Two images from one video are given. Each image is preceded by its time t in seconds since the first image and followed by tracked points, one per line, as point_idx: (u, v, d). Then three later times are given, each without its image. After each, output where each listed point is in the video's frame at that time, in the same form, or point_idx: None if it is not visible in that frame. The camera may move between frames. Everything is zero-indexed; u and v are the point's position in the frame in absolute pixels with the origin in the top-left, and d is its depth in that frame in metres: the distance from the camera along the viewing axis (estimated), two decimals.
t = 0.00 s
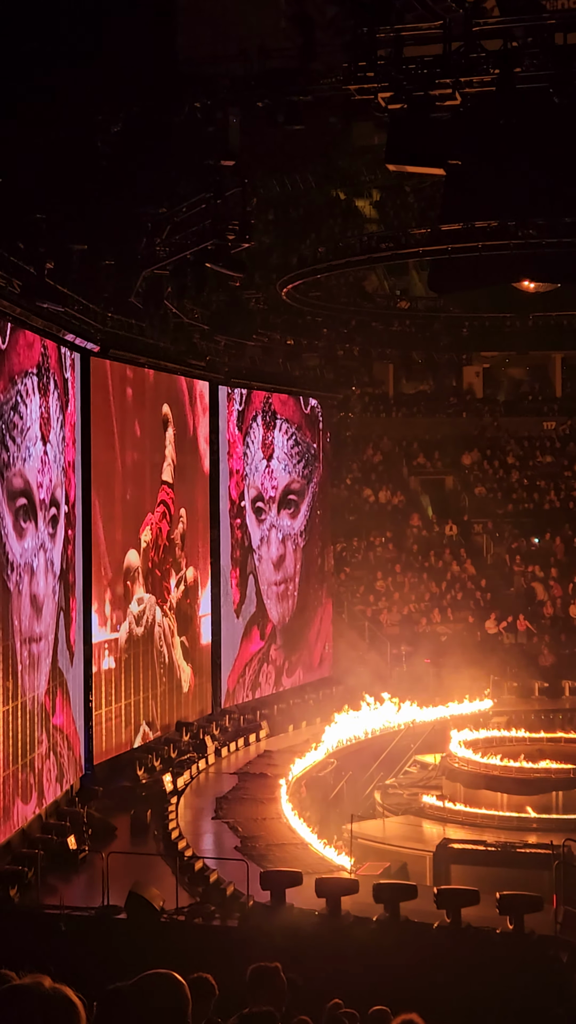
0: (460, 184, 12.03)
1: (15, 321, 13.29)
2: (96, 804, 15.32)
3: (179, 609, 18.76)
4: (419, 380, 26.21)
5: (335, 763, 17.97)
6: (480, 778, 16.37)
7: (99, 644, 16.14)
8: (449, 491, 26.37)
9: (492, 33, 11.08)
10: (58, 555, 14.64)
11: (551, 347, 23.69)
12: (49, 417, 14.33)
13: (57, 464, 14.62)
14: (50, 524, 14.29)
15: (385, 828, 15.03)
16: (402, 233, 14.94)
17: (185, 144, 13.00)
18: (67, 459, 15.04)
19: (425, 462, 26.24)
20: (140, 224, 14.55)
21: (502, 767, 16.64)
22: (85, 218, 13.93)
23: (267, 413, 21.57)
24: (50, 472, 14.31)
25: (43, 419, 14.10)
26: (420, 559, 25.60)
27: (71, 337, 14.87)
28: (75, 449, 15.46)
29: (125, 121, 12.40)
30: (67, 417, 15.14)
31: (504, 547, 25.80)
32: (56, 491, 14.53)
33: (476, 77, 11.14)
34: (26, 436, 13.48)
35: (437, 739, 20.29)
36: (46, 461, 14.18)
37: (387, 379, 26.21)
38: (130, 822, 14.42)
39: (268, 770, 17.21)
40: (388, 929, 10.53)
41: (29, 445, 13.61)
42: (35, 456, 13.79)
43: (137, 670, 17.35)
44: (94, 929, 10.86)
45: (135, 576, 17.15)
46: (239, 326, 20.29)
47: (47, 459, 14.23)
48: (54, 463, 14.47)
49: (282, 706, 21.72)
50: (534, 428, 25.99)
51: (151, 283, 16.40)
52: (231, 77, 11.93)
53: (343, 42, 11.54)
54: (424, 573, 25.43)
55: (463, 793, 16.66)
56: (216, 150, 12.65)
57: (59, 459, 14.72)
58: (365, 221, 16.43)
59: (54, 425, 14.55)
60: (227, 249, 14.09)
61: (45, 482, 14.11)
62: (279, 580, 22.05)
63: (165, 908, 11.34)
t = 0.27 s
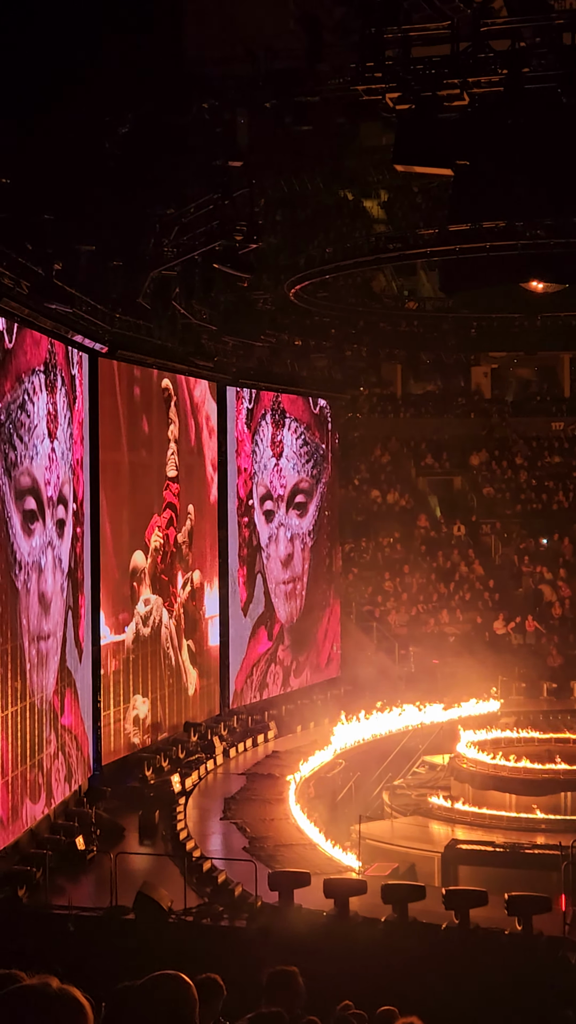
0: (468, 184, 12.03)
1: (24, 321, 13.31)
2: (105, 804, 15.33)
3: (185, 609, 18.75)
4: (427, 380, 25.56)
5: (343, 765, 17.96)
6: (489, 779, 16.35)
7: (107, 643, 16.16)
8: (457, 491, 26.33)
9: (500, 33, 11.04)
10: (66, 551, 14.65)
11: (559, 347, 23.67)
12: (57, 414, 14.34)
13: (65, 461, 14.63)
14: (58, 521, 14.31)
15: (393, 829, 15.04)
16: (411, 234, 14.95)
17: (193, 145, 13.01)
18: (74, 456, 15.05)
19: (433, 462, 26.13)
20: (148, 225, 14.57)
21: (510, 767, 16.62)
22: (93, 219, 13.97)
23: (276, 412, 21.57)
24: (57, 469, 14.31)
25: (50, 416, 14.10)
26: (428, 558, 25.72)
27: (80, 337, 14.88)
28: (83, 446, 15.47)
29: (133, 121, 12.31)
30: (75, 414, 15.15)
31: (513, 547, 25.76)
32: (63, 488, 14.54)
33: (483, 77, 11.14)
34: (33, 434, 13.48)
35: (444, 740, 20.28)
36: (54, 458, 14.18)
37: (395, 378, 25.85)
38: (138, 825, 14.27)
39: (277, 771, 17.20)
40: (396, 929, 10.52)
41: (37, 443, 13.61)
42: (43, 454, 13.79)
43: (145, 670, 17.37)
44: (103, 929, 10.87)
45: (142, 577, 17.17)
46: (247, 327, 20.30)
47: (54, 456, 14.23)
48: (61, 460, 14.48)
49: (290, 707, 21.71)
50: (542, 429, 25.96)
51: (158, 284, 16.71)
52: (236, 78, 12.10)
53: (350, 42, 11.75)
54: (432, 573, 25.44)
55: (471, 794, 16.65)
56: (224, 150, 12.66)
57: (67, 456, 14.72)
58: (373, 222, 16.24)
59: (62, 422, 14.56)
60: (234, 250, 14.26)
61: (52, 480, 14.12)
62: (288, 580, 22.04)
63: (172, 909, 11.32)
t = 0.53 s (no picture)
0: (478, 187, 12.02)
1: (34, 325, 13.40)
2: (115, 807, 15.35)
3: (193, 612, 18.76)
4: (437, 385, 25.62)
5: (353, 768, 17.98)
6: (499, 782, 16.36)
7: (117, 644, 16.19)
8: (467, 493, 26.04)
9: (510, 36, 10.97)
10: (75, 552, 14.68)
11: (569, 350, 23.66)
12: (65, 416, 14.37)
13: (74, 462, 14.66)
14: (67, 523, 14.34)
15: (403, 832, 15.04)
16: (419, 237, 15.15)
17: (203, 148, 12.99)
18: (84, 457, 15.07)
19: (443, 465, 26.02)
20: (158, 229, 14.60)
21: (520, 770, 16.62)
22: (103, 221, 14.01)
23: (286, 415, 21.59)
24: (67, 471, 14.34)
25: (59, 418, 14.13)
26: (438, 560, 25.75)
27: (90, 339, 14.92)
28: (92, 447, 15.51)
29: (142, 125, 12.38)
30: (84, 415, 15.19)
31: (522, 550, 25.75)
32: (73, 489, 14.57)
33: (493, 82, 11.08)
34: (42, 436, 13.51)
35: (454, 743, 20.28)
36: (63, 460, 14.21)
37: (405, 382, 25.66)
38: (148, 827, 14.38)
39: (287, 774, 17.22)
40: (406, 932, 10.50)
41: (46, 445, 13.63)
42: (52, 456, 13.82)
43: (154, 673, 17.39)
44: (112, 933, 10.85)
45: (150, 579, 17.20)
46: (257, 330, 20.32)
47: (64, 457, 14.26)
48: (70, 461, 14.51)
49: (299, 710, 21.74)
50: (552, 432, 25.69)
51: (168, 289, 16.43)
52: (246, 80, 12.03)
53: (361, 47, 11.42)
54: (442, 574, 25.59)
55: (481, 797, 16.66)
56: (234, 154, 12.66)
57: (76, 457, 14.75)
58: (383, 225, 16.11)
59: (71, 423, 14.59)
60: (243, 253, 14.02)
61: (62, 482, 14.14)
62: (298, 582, 22.06)
63: (181, 912, 11.29)
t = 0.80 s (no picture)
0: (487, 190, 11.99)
1: (42, 327, 13.42)
2: (123, 810, 15.39)
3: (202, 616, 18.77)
4: (444, 386, 25.49)
5: (361, 771, 17.96)
6: (508, 786, 16.32)
7: (125, 646, 16.19)
8: (475, 497, 25.93)
9: (518, 40, 10.90)
10: (82, 555, 14.68)
11: None
12: (73, 419, 14.39)
13: (82, 465, 14.67)
14: (75, 527, 14.35)
15: (412, 835, 15.01)
16: (427, 241, 15.04)
17: (210, 153, 12.98)
18: (91, 461, 15.08)
19: (451, 469, 25.94)
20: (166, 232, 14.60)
21: (530, 775, 16.57)
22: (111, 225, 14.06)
23: (295, 419, 21.60)
24: (74, 474, 14.36)
25: (67, 422, 14.15)
26: (446, 564, 25.73)
27: (97, 344, 14.94)
28: (100, 449, 15.52)
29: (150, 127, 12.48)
30: (92, 419, 15.20)
31: (530, 553, 25.63)
32: (80, 493, 14.58)
33: (501, 84, 11.15)
34: (50, 440, 13.52)
35: (462, 747, 20.22)
36: (70, 463, 14.23)
37: (412, 385, 25.30)
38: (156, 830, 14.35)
39: (295, 777, 17.22)
40: (415, 938, 10.46)
41: (53, 449, 13.64)
42: (60, 459, 13.84)
43: (163, 676, 17.45)
44: (121, 937, 10.87)
45: (158, 582, 17.21)
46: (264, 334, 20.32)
47: (71, 461, 14.27)
48: (78, 464, 14.53)
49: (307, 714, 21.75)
50: (561, 433, 25.05)
51: (176, 293, 16.33)
52: (256, 85, 11.94)
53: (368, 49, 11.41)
54: (451, 577, 25.67)
55: (490, 801, 16.63)
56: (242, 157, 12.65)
57: (83, 459, 14.77)
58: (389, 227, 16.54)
59: (78, 427, 14.61)
60: (253, 257, 14.24)
61: (69, 485, 14.16)
62: (306, 587, 22.03)
63: (190, 915, 11.29)
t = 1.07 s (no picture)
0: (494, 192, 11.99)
1: (49, 330, 13.39)
2: (129, 811, 15.42)
3: (209, 618, 18.77)
4: (450, 388, 24.95)
5: (367, 773, 17.96)
6: (513, 788, 16.32)
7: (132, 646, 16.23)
8: (481, 499, 25.93)
9: (525, 41, 10.85)
10: (94, 542, 14.72)
11: None
12: (82, 408, 14.43)
13: (92, 454, 14.72)
14: (86, 518, 14.39)
15: (418, 837, 15.03)
16: (433, 241, 15.06)
17: (216, 155, 12.94)
18: (101, 450, 15.12)
19: (458, 470, 25.89)
20: (173, 235, 14.62)
21: (535, 777, 16.58)
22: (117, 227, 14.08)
23: (299, 420, 21.63)
24: (85, 463, 14.40)
25: (76, 412, 14.18)
26: (452, 566, 25.74)
27: (105, 346, 14.95)
28: (108, 442, 15.58)
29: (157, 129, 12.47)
30: (100, 412, 15.25)
31: (537, 556, 25.72)
32: (91, 481, 14.63)
33: (508, 85, 11.03)
34: (61, 434, 13.55)
35: (468, 749, 20.21)
36: (81, 452, 14.26)
37: (418, 388, 25.10)
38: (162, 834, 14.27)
39: (301, 779, 17.23)
40: (421, 940, 10.45)
41: (64, 441, 13.68)
42: (70, 450, 13.87)
43: (170, 677, 17.46)
44: (127, 939, 10.87)
45: (163, 580, 17.22)
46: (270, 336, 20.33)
47: (81, 450, 14.31)
48: (88, 453, 14.57)
49: (311, 717, 21.79)
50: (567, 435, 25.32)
51: (182, 297, 15.99)
52: (259, 91, 12.06)
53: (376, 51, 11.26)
54: (457, 579, 25.65)
55: (496, 803, 16.62)
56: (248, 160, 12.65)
57: (94, 450, 14.82)
58: (396, 230, 16.45)
59: (87, 415, 14.64)
60: (260, 261, 14.17)
61: (80, 474, 14.20)
62: (306, 584, 21.99)
63: (196, 917, 11.29)
